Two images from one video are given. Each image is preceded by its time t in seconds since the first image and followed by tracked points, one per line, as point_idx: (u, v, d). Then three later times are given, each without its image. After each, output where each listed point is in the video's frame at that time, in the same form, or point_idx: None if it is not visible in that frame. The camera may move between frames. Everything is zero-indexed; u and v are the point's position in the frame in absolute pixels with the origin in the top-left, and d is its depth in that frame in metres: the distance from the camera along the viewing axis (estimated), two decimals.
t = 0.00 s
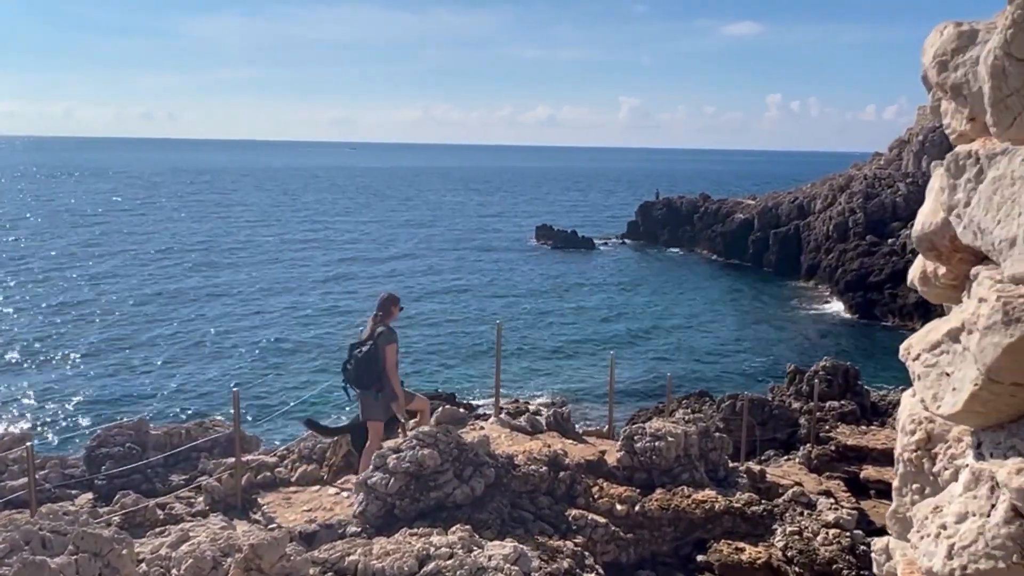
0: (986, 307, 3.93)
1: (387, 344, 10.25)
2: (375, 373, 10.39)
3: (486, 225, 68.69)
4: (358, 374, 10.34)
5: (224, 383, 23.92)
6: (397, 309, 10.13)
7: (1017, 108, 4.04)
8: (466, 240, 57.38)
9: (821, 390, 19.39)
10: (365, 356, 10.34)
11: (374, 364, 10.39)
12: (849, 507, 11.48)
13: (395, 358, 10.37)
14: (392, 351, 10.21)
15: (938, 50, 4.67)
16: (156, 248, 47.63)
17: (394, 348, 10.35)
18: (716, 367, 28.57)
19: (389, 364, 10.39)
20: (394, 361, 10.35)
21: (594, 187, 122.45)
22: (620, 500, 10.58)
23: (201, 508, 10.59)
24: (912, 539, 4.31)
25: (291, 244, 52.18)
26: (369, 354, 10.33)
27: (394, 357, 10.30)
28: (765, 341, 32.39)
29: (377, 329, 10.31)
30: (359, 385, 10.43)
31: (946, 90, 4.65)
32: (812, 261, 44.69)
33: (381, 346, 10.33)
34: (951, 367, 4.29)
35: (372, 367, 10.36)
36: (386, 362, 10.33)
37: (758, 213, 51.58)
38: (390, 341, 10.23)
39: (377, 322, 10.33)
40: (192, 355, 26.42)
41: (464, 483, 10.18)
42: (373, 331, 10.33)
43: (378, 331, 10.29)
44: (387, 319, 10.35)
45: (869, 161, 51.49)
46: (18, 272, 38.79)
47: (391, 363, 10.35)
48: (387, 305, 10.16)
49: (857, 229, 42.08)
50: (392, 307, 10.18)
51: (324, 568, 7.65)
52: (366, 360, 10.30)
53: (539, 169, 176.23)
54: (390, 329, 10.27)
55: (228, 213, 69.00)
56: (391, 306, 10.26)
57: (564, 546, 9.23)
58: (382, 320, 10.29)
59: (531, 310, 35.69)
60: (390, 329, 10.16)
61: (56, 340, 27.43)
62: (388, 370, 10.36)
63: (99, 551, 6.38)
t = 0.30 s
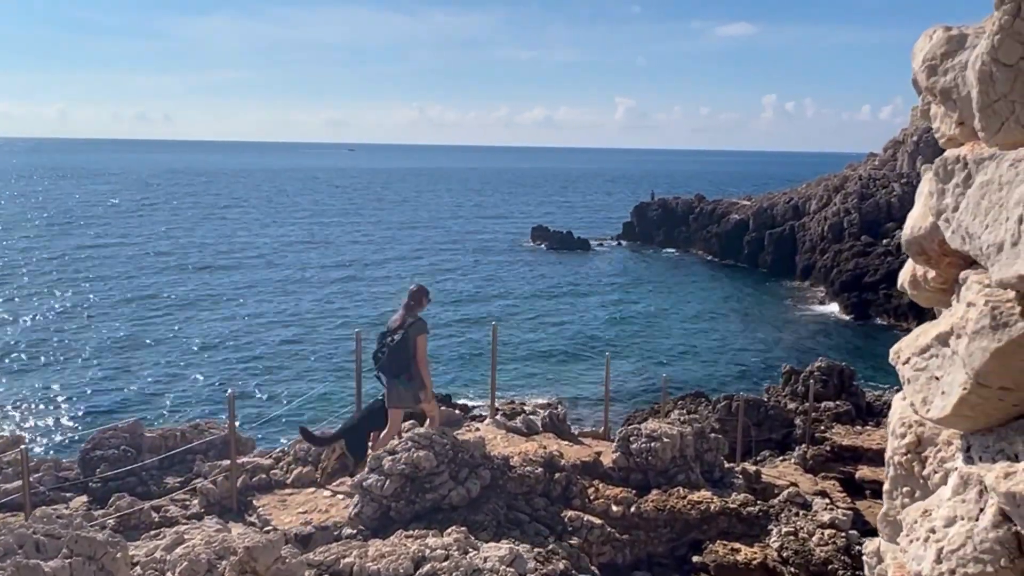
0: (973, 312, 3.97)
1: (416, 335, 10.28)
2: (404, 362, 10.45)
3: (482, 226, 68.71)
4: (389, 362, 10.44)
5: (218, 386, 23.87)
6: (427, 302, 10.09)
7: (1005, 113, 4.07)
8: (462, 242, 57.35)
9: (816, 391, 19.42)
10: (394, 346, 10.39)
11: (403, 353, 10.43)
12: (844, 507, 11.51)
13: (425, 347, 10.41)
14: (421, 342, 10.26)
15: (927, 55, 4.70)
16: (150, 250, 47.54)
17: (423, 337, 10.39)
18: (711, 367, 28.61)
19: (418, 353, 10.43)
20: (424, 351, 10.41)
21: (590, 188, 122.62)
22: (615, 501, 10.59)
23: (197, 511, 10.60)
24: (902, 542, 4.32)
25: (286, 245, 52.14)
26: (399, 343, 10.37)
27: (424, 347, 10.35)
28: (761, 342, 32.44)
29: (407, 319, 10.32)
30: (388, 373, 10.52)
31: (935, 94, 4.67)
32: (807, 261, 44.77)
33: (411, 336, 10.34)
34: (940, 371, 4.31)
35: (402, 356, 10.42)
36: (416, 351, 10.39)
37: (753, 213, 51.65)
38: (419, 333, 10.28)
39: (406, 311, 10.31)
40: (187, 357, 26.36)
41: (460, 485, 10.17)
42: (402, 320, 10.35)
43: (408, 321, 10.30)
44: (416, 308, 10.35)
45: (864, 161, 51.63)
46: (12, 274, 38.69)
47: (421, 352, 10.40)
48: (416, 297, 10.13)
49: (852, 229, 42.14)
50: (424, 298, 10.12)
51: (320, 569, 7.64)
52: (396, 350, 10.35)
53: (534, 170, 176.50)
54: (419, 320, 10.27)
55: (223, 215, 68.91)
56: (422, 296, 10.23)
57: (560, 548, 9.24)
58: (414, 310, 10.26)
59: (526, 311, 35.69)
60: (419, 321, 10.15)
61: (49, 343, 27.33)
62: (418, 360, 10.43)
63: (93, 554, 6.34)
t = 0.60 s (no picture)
0: (966, 301, 3.97)
1: (434, 314, 10.47)
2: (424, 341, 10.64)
3: (479, 218, 68.61)
4: (408, 341, 10.61)
5: (214, 378, 23.83)
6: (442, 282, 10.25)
7: (998, 101, 4.06)
8: (459, 234, 57.29)
9: (813, 382, 19.46)
10: (413, 326, 10.57)
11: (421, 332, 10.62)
12: (840, 497, 11.54)
13: (443, 324, 10.59)
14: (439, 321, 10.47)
15: (922, 43, 4.68)
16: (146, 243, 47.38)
17: (441, 315, 10.56)
18: (707, 358, 28.66)
19: (437, 331, 10.62)
20: (442, 328, 10.60)
21: (585, 179, 122.57)
22: (611, 492, 10.60)
23: (194, 503, 10.60)
24: (895, 531, 4.33)
25: (283, 238, 52.04)
26: (417, 322, 10.54)
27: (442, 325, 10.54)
28: (757, 333, 32.48)
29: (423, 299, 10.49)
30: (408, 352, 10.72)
31: (929, 83, 4.66)
32: (803, 252, 44.81)
33: (428, 315, 10.53)
34: (933, 360, 4.30)
35: (421, 334, 10.60)
36: (434, 329, 10.57)
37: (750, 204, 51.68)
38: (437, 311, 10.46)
39: (422, 291, 10.47)
40: (182, 349, 26.32)
41: (457, 476, 10.17)
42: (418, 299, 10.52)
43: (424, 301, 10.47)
44: (432, 287, 10.50)
45: (859, 152, 51.63)
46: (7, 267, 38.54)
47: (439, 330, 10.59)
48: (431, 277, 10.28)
49: (848, 220, 42.18)
50: (438, 276, 10.31)
51: (317, 561, 7.65)
52: (414, 329, 10.54)
53: (531, 162, 176.27)
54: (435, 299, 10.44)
55: (220, 207, 68.73)
56: (436, 276, 10.37)
57: (557, 539, 9.25)
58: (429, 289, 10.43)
59: (523, 303, 35.68)
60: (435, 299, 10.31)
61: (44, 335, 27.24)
62: (437, 337, 10.62)
63: (89, 547, 6.32)
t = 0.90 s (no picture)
0: (954, 275, 3.98)
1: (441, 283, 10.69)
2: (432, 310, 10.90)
3: (470, 189, 68.34)
4: (418, 311, 10.88)
5: (205, 350, 23.76)
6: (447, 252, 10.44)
7: (989, 74, 4.05)
8: (450, 206, 57.09)
9: (802, 353, 19.56)
10: (421, 296, 10.82)
11: (430, 301, 10.86)
12: (828, 467, 11.64)
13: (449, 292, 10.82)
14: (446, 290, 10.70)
15: (914, 14, 4.64)
16: (135, 214, 46.99)
17: (447, 283, 10.78)
18: (697, 330, 28.75)
19: (444, 299, 10.87)
20: (448, 297, 10.85)
21: (577, 150, 122.13)
22: (602, 463, 10.67)
23: (186, 474, 10.63)
24: (879, 502, 4.38)
25: (274, 209, 51.76)
26: (425, 292, 10.79)
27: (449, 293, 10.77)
28: (748, 305, 32.56)
29: (429, 269, 10.70)
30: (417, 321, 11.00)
31: (920, 55, 4.64)
32: (795, 225, 44.86)
33: (435, 284, 10.76)
34: (921, 333, 4.33)
35: (429, 303, 10.84)
36: (441, 298, 10.83)
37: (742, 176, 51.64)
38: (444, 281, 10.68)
39: (428, 262, 10.68)
40: (172, 321, 26.21)
41: (448, 447, 10.22)
42: (424, 269, 10.73)
43: (430, 271, 10.68)
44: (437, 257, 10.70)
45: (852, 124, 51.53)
46: None
47: (446, 299, 10.84)
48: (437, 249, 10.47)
49: (840, 192, 42.20)
50: (444, 248, 10.46)
51: (310, 532, 7.68)
52: (423, 299, 10.79)
53: (522, 133, 175.41)
54: (441, 269, 10.65)
55: (209, 178, 68.20)
56: (441, 246, 10.57)
57: (547, 508, 9.33)
58: (435, 259, 10.62)
59: (514, 274, 35.67)
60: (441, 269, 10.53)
61: (33, 307, 27.07)
62: (444, 305, 10.89)
63: (81, 517, 5.94)
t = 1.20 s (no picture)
0: (957, 256, 3.97)
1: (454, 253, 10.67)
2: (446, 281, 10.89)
3: (472, 168, 68.12)
4: (432, 281, 10.89)
5: (207, 328, 23.79)
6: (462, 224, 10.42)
7: (996, 53, 4.02)
8: (452, 184, 56.94)
9: (803, 334, 19.57)
10: (436, 266, 10.83)
11: (445, 272, 10.87)
12: (827, 447, 11.69)
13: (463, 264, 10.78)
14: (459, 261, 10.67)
15: None
16: (136, 191, 46.87)
17: (461, 255, 10.75)
18: (698, 310, 28.75)
19: (458, 271, 10.84)
20: (463, 268, 10.81)
21: (580, 129, 121.57)
22: (602, 442, 10.70)
23: (188, 451, 10.68)
24: (879, 482, 4.39)
25: (275, 187, 51.65)
26: (440, 263, 10.80)
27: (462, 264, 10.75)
28: (749, 285, 32.55)
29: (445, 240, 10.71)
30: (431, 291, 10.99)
31: (927, 34, 4.60)
32: (797, 205, 44.74)
33: (449, 255, 10.75)
34: (923, 314, 4.32)
35: (443, 273, 10.84)
36: (455, 269, 10.82)
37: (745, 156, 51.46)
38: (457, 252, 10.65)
39: (445, 232, 10.70)
40: (174, 299, 26.23)
41: (449, 426, 10.25)
42: (441, 240, 10.75)
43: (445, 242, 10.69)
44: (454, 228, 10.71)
45: (856, 104, 51.24)
46: None
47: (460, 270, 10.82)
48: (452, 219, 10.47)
49: (842, 173, 42.06)
50: (459, 218, 10.46)
51: (312, 508, 7.71)
52: (437, 269, 10.80)
53: (525, 112, 174.60)
54: (456, 240, 10.64)
55: (211, 156, 68.03)
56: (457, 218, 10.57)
57: (548, 487, 9.37)
58: (451, 229, 10.63)
59: (516, 254, 35.64)
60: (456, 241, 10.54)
61: (34, 284, 27.07)
62: (458, 276, 10.85)
63: (85, 494, 5.96)
